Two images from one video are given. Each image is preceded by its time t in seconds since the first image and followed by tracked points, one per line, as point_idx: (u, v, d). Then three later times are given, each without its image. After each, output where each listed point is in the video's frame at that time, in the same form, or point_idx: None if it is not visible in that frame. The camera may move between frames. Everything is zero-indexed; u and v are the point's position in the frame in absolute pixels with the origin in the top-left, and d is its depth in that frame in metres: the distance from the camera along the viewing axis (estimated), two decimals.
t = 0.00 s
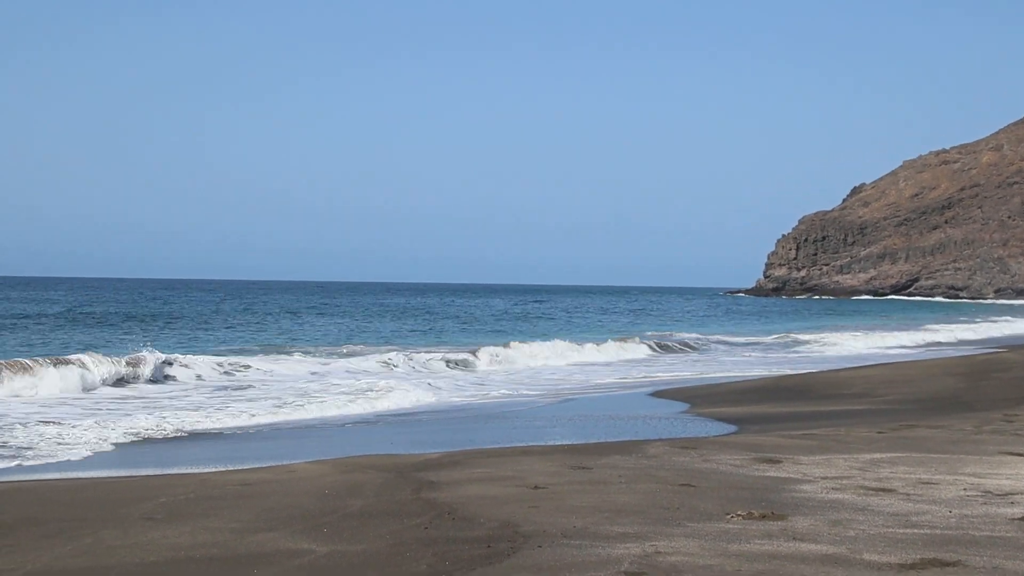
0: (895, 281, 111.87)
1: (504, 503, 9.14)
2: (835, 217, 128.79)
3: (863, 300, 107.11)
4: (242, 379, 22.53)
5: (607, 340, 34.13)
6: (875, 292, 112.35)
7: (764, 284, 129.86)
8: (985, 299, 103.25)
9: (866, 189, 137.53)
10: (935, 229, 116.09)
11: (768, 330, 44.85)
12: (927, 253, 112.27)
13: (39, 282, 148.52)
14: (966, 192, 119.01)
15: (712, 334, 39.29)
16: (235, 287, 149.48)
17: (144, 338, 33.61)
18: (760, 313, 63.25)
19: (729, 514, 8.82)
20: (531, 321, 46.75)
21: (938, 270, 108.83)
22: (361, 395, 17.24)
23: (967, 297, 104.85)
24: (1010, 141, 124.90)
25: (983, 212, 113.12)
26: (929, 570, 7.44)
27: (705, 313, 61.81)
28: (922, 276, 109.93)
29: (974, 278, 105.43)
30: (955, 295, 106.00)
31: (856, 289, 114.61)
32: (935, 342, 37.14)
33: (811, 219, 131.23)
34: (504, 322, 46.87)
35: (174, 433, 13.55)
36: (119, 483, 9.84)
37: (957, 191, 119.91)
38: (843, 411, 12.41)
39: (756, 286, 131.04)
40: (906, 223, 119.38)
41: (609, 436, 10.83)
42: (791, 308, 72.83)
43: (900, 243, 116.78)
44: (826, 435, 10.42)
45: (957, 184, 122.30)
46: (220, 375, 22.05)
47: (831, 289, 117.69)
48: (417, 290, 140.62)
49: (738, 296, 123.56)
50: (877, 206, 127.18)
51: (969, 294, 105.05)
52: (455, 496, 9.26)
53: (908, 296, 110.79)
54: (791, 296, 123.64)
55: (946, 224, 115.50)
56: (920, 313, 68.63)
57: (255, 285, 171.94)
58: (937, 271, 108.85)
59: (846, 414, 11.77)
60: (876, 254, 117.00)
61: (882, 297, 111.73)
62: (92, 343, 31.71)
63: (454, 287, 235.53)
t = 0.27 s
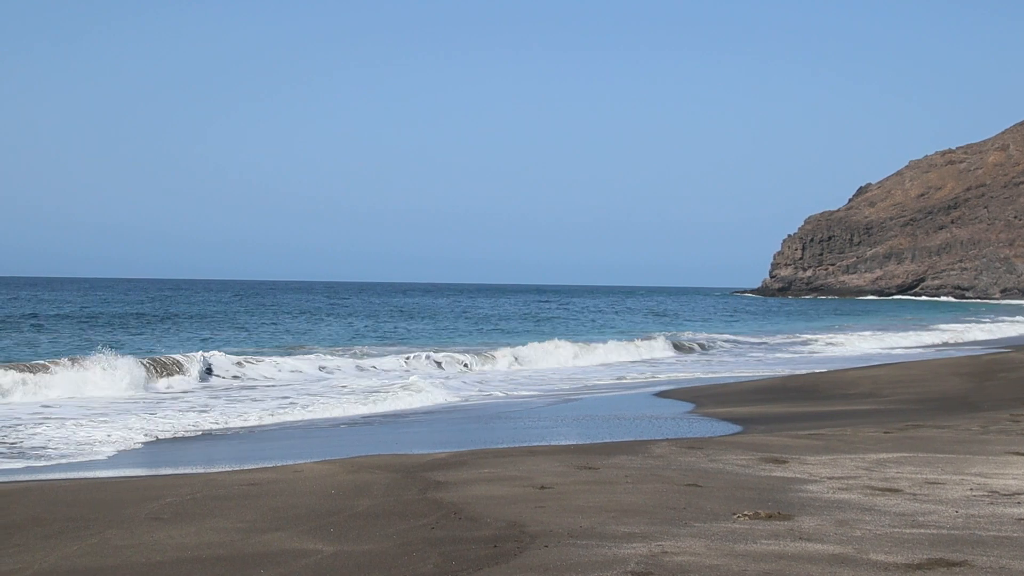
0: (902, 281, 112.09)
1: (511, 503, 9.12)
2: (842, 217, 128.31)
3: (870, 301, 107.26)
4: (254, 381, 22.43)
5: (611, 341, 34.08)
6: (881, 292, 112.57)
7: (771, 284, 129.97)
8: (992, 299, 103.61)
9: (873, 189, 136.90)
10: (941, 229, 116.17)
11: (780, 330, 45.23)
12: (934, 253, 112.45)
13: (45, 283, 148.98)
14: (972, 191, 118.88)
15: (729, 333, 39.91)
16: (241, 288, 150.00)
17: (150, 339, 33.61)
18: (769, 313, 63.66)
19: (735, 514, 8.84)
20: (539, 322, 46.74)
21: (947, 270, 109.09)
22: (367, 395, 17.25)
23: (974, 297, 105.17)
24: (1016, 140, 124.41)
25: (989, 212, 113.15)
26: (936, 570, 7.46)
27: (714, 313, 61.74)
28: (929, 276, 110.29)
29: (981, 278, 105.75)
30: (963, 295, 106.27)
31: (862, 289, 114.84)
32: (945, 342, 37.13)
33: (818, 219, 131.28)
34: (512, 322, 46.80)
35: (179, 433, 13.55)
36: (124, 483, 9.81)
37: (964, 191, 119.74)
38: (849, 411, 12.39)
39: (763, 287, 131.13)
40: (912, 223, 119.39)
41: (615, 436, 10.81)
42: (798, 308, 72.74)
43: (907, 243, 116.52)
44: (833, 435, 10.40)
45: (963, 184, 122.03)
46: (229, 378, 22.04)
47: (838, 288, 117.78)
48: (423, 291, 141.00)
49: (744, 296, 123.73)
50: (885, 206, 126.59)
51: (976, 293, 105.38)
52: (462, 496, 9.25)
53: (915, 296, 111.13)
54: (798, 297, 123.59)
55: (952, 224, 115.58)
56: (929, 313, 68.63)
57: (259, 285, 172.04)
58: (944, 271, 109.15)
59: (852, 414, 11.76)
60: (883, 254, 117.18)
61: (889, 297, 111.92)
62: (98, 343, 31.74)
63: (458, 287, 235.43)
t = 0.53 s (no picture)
0: (918, 282, 112.33)
1: (529, 503, 9.14)
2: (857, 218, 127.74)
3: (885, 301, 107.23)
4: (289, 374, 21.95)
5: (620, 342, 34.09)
6: (899, 292, 113.22)
7: (786, 285, 129.97)
8: (1009, 301, 103.64)
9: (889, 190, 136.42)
10: (958, 229, 116.14)
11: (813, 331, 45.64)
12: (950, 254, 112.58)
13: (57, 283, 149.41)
14: (989, 191, 118.28)
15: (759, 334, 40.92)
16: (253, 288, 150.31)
17: (164, 339, 33.69)
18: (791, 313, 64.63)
19: (753, 515, 8.82)
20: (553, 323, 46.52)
21: (963, 271, 109.30)
22: (383, 396, 17.27)
23: (991, 297, 105.32)
24: None
25: (1007, 212, 112.98)
26: (954, 571, 7.45)
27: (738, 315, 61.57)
28: (945, 277, 110.68)
29: (998, 278, 105.77)
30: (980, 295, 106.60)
31: (880, 289, 115.33)
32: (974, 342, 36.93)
33: (834, 219, 131.31)
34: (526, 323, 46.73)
35: (195, 430, 13.56)
36: (142, 483, 9.84)
37: (981, 191, 119.03)
38: (865, 411, 12.42)
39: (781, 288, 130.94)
40: (928, 224, 119.25)
41: (632, 437, 10.84)
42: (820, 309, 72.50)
43: (922, 245, 116.51)
44: (850, 435, 10.44)
45: (981, 184, 120.68)
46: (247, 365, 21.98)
47: (855, 291, 117.98)
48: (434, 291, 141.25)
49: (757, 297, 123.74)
50: (901, 206, 125.90)
51: (993, 294, 105.46)
52: (479, 496, 9.26)
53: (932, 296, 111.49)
54: (813, 298, 123.07)
55: (969, 225, 115.57)
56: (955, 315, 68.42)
57: (268, 286, 172.13)
58: (961, 271, 109.43)
59: (870, 415, 11.78)
60: (898, 255, 117.07)
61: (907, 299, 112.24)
62: (113, 343, 31.79)
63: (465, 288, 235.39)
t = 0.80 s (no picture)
0: (943, 282, 111.94)
1: (554, 504, 9.15)
2: (883, 218, 127.10)
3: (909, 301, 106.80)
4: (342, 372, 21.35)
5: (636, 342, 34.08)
6: (924, 293, 112.90)
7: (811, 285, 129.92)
8: None
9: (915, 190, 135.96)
10: (984, 229, 115.37)
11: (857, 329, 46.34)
12: (976, 254, 111.98)
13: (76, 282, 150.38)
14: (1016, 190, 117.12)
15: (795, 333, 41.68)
16: (272, 288, 151.06)
17: (186, 338, 33.79)
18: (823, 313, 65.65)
19: (779, 515, 8.78)
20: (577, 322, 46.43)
21: (989, 270, 108.80)
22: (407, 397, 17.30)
23: (1017, 297, 104.63)
24: None
25: None
26: (983, 572, 7.41)
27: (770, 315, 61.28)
28: (971, 276, 110.29)
29: None
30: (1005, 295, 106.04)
31: (906, 289, 115.16)
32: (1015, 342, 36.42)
33: (859, 219, 130.90)
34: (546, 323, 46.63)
35: (219, 428, 13.59)
36: (168, 483, 9.89)
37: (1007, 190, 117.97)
38: (891, 411, 12.40)
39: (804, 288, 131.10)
40: (954, 224, 118.64)
41: (657, 437, 10.86)
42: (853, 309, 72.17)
43: (948, 245, 116.07)
44: (876, 436, 10.46)
45: (1006, 183, 119.86)
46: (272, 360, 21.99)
47: (880, 291, 118.10)
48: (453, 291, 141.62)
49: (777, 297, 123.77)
50: (928, 206, 125.15)
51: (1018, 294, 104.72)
52: (505, 496, 9.28)
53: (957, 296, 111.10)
54: (839, 297, 123.44)
55: (995, 224, 114.70)
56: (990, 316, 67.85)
57: (283, 286, 172.59)
58: (987, 271, 108.94)
59: (897, 415, 11.75)
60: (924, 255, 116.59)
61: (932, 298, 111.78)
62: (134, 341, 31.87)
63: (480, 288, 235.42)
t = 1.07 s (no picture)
0: (961, 282, 112.02)
1: (571, 503, 9.16)
2: (900, 217, 126.69)
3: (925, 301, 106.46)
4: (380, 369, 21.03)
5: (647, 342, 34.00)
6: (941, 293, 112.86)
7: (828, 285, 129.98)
8: None
9: (932, 189, 135.54)
10: (1001, 229, 114.80)
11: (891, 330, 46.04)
12: (993, 253, 111.64)
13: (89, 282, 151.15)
14: None
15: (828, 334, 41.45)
16: (286, 288, 151.70)
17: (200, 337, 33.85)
18: (849, 313, 65.36)
19: (796, 515, 8.77)
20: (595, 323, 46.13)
21: (1006, 270, 108.55)
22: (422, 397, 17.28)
23: None
24: None
25: None
26: (1000, 573, 7.39)
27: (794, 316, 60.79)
28: (988, 276, 110.17)
29: None
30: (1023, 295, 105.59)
31: (922, 289, 115.14)
32: None
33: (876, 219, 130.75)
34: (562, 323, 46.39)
35: (234, 428, 13.61)
36: (186, 482, 9.92)
37: None
38: (910, 411, 12.35)
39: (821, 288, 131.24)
40: (972, 224, 118.26)
41: (673, 436, 10.86)
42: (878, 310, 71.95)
43: (966, 244, 115.77)
44: (893, 436, 10.45)
45: None
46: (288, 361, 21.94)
47: (896, 291, 118.11)
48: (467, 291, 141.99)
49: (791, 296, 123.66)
50: (945, 205, 124.68)
51: None
52: (522, 496, 9.29)
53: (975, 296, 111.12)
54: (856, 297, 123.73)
55: (1012, 224, 114.04)
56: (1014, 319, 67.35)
57: (294, 285, 172.81)
58: (1004, 271, 108.66)
59: (915, 415, 11.71)
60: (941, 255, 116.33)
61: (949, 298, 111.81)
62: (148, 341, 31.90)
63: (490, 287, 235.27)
